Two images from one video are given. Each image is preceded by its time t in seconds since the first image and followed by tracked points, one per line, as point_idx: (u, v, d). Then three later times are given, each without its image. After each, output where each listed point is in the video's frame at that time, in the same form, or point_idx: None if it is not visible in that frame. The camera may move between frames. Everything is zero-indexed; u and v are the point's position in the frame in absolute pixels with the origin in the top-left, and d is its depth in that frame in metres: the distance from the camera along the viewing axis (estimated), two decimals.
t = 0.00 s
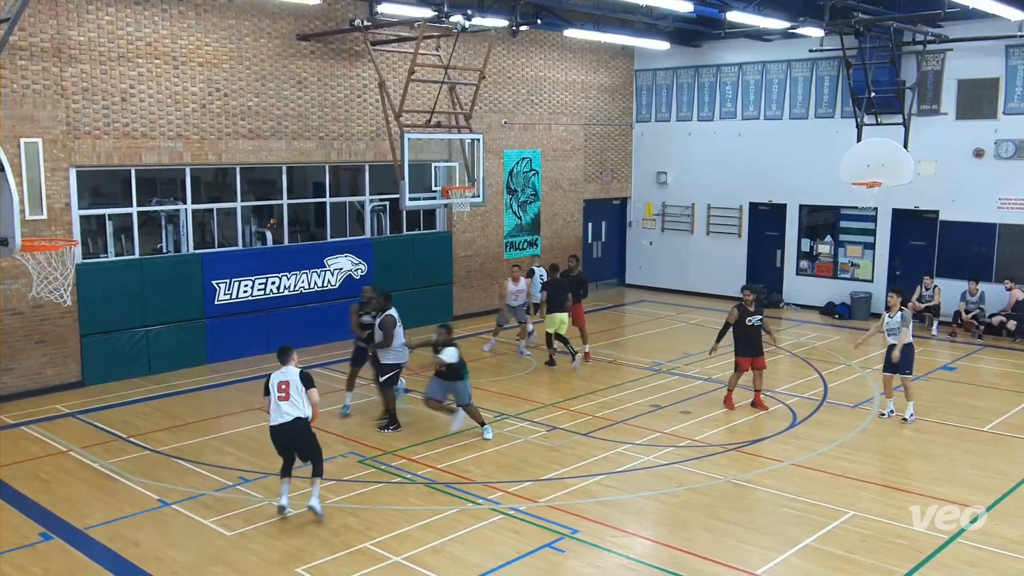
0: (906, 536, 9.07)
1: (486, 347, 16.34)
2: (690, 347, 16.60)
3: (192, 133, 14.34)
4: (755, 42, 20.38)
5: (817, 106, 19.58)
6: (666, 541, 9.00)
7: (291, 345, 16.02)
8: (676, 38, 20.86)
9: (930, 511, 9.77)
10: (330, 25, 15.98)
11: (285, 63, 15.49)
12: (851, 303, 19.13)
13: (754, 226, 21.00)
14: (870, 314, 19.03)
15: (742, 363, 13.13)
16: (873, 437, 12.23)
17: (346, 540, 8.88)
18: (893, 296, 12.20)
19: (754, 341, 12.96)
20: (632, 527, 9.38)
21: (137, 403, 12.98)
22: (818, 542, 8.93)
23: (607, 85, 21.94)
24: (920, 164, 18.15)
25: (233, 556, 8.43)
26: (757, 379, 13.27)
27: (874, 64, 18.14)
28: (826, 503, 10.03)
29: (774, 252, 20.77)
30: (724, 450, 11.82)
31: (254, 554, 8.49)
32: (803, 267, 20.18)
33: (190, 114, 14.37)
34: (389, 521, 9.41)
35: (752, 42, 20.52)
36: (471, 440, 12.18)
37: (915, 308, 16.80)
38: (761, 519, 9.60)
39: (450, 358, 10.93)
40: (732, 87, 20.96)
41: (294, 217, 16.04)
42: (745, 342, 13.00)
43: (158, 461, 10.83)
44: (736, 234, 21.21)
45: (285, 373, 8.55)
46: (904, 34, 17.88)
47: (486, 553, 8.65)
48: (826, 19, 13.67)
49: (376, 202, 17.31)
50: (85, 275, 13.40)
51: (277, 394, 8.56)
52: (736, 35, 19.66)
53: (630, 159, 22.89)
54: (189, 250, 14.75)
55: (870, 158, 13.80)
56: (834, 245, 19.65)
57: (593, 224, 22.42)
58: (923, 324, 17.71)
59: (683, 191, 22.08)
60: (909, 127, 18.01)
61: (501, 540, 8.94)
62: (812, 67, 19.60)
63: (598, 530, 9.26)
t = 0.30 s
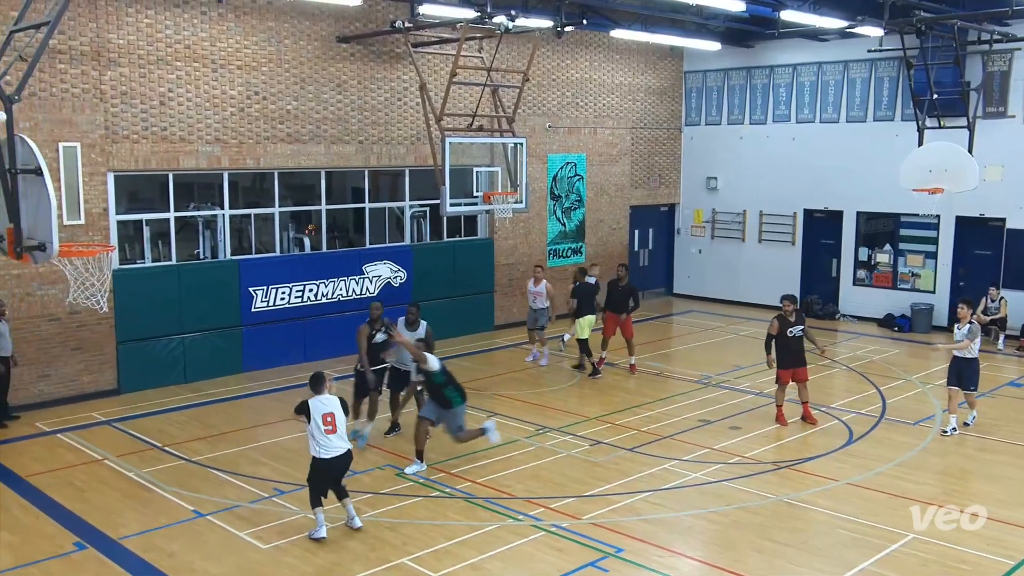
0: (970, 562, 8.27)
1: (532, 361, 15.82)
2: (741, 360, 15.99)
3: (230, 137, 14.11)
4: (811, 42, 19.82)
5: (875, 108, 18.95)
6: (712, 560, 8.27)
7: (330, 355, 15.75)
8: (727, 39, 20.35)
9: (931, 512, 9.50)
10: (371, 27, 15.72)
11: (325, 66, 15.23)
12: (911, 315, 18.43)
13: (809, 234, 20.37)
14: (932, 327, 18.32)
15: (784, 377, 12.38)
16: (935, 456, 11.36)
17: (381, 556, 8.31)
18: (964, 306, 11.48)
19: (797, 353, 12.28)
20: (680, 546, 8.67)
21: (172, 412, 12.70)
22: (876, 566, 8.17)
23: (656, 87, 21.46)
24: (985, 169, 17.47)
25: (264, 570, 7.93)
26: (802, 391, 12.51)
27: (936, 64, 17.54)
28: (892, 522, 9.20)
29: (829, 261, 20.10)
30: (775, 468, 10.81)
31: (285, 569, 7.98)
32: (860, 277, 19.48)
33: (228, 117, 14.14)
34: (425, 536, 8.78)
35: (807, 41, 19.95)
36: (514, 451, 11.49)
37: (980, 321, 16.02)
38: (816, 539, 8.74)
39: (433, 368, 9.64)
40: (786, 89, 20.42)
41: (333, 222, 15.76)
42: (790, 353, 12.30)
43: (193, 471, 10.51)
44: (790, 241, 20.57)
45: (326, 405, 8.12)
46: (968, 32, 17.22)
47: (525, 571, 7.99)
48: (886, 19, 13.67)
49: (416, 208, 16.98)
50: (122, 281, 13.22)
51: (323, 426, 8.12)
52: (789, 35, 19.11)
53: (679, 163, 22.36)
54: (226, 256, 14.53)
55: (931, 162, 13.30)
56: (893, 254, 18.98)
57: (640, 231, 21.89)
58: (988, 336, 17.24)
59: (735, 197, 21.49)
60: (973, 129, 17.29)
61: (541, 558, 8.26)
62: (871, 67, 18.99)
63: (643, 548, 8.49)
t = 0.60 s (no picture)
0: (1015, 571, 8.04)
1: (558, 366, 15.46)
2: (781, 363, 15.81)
3: (269, 137, 14.23)
4: (853, 42, 19.58)
5: (920, 107, 18.67)
6: (750, 565, 8.14)
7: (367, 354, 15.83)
8: (769, 38, 20.16)
9: (930, 511, 9.47)
10: (409, 27, 15.81)
11: (364, 66, 15.31)
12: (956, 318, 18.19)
13: (850, 235, 20.11)
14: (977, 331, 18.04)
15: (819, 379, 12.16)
16: (978, 461, 11.09)
17: (417, 554, 8.29)
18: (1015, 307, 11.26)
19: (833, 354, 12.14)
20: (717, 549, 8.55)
21: (212, 409, 12.83)
22: (917, 573, 7.98)
23: (695, 86, 21.32)
24: None
25: (301, 568, 7.96)
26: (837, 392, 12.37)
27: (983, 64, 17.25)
28: (935, 528, 9.01)
29: (871, 263, 19.83)
30: (815, 472, 10.65)
31: (322, 567, 8.00)
32: (903, 279, 19.20)
33: (268, 118, 14.28)
34: (461, 535, 8.76)
35: (850, 40, 19.69)
36: (551, 452, 11.41)
37: None
38: (856, 546, 8.58)
39: (433, 343, 8.98)
40: (828, 89, 20.19)
41: (371, 222, 15.82)
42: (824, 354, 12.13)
43: (232, 468, 10.61)
44: (831, 243, 20.32)
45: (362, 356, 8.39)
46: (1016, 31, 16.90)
47: (561, 573, 7.93)
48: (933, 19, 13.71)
49: (453, 208, 17.01)
50: (165, 280, 13.38)
51: (358, 375, 8.41)
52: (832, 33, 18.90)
53: (719, 163, 22.20)
54: (266, 255, 14.66)
55: (976, 162, 13.15)
56: (938, 256, 18.67)
57: (678, 232, 21.76)
58: None
59: (776, 197, 21.28)
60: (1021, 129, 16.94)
61: (577, 560, 8.21)
62: (915, 67, 18.71)
63: (680, 552, 8.40)
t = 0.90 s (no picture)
0: None
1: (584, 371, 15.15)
2: (812, 365, 15.68)
3: (300, 137, 14.34)
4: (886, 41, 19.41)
5: (954, 107, 18.44)
6: (780, 568, 8.07)
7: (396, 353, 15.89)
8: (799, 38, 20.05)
9: (930, 511, 9.46)
10: (439, 28, 15.88)
11: (394, 66, 15.38)
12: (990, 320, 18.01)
13: (882, 236, 19.91)
14: (1012, 333, 17.83)
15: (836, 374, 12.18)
16: (1013, 466, 10.92)
17: (445, 553, 8.30)
18: None
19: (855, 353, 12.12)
20: (746, 551, 8.49)
21: (241, 407, 12.94)
22: None
23: (725, 86, 21.21)
24: None
25: (331, 566, 7.99)
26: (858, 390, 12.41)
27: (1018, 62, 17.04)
28: (968, 532, 8.89)
29: (904, 265, 19.60)
30: (846, 475, 10.55)
31: (351, 565, 8.03)
32: (936, 281, 18.99)
33: (299, 118, 14.38)
34: (489, 535, 8.76)
35: (883, 39, 19.50)
36: (580, 453, 11.40)
37: None
38: (887, 550, 8.49)
39: (429, 375, 8.14)
40: (860, 88, 20.01)
41: (401, 222, 15.89)
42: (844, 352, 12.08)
43: (261, 465, 10.69)
44: (863, 243, 20.14)
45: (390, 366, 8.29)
46: None
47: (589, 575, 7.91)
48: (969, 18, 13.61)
49: (482, 208, 17.03)
50: (196, 279, 13.51)
51: (389, 385, 8.36)
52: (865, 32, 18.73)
53: (749, 164, 22.07)
54: (297, 254, 14.77)
55: (1011, 163, 12.98)
56: (972, 257, 18.44)
57: (707, 232, 21.65)
58: None
59: (808, 198, 21.13)
60: None
61: (606, 561, 8.18)
62: (950, 66, 18.50)
63: (709, 554, 8.35)
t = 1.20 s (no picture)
0: None
1: (602, 377, 14.82)
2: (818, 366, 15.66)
3: (307, 137, 14.36)
4: (892, 41, 19.38)
5: (961, 107, 18.40)
6: (786, 568, 8.06)
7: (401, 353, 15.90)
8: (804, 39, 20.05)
9: (929, 511, 9.44)
10: (445, 28, 15.89)
11: (400, 66, 15.39)
12: (997, 321, 17.99)
13: (889, 236, 19.87)
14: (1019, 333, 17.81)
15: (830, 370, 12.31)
16: (1019, 466, 10.89)
17: (451, 553, 8.29)
18: None
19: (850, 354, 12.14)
20: (752, 552, 8.47)
21: (247, 407, 12.96)
22: None
23: (731, 86, 21.18)
24: None
25: (337, 566, 8.00)
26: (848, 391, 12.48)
27: None
28: (973, 533, 8.87)
29: (911, 265, 19.56)
30: (852, 475, 10.54)
31: (358, 565, 8.03)
32: (944, 281, 18.95)
33: (306, 118, 14.40)
34: (495, 535, 8.76)
35: (889, 39, 19.47)
36: (585, 453, 11.39)
37: None
38: (893, 550, 8.48)
39: (434, 366, 7.99)
40: (867, 88, 19.98)
41: (406, 222, 15.90)
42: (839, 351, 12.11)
43: (267, 465, 10.70)
44: (870, 243, 20.10)
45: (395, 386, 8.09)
46: None
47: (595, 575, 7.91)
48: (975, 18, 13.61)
49: (488, 208, 17.03)
50: (202, 279, 13.52)
51: (394, 409, 8.16)
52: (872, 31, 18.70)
53: (755, 164, 22.05)
54: (303, 254, 14.79)
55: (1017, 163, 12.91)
56: (979, 257, 18.40)
57: (713, 232, 21.61)
58: None
59: (814, 198, 21.09)
60: None
61: (612, 561, 8.18)
62: (957, 65, 18.46)
63: (714, 554, 8.34)
